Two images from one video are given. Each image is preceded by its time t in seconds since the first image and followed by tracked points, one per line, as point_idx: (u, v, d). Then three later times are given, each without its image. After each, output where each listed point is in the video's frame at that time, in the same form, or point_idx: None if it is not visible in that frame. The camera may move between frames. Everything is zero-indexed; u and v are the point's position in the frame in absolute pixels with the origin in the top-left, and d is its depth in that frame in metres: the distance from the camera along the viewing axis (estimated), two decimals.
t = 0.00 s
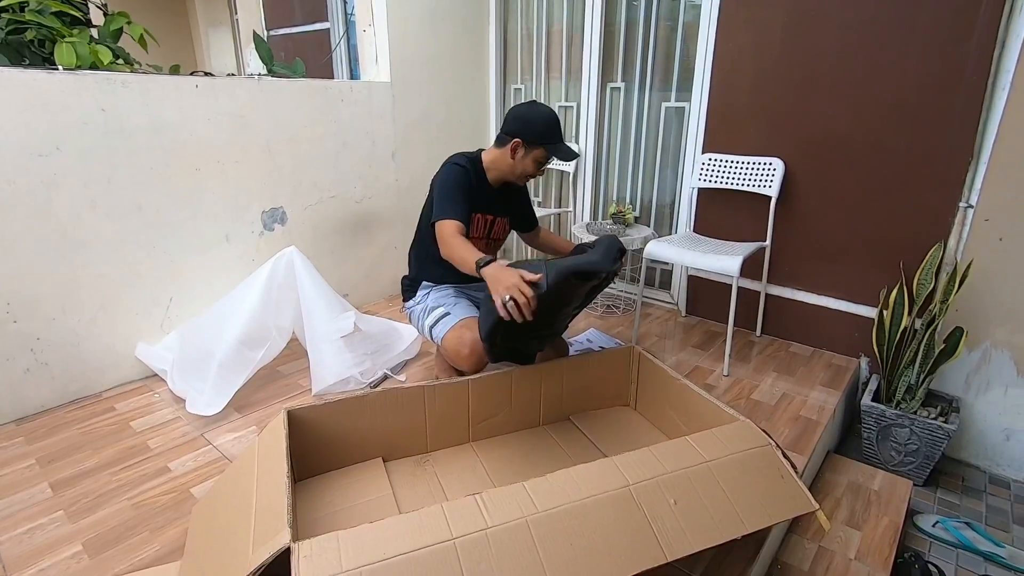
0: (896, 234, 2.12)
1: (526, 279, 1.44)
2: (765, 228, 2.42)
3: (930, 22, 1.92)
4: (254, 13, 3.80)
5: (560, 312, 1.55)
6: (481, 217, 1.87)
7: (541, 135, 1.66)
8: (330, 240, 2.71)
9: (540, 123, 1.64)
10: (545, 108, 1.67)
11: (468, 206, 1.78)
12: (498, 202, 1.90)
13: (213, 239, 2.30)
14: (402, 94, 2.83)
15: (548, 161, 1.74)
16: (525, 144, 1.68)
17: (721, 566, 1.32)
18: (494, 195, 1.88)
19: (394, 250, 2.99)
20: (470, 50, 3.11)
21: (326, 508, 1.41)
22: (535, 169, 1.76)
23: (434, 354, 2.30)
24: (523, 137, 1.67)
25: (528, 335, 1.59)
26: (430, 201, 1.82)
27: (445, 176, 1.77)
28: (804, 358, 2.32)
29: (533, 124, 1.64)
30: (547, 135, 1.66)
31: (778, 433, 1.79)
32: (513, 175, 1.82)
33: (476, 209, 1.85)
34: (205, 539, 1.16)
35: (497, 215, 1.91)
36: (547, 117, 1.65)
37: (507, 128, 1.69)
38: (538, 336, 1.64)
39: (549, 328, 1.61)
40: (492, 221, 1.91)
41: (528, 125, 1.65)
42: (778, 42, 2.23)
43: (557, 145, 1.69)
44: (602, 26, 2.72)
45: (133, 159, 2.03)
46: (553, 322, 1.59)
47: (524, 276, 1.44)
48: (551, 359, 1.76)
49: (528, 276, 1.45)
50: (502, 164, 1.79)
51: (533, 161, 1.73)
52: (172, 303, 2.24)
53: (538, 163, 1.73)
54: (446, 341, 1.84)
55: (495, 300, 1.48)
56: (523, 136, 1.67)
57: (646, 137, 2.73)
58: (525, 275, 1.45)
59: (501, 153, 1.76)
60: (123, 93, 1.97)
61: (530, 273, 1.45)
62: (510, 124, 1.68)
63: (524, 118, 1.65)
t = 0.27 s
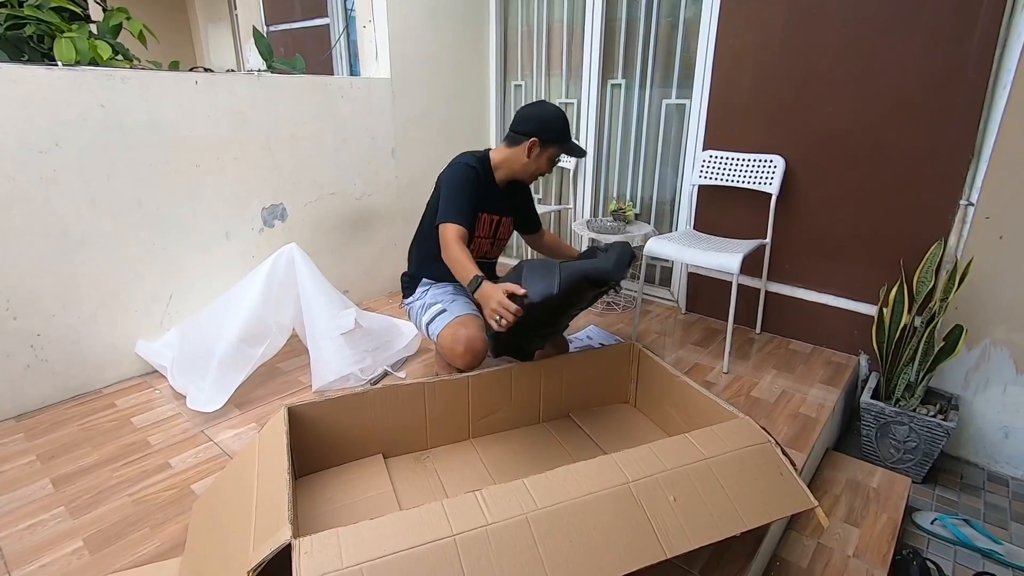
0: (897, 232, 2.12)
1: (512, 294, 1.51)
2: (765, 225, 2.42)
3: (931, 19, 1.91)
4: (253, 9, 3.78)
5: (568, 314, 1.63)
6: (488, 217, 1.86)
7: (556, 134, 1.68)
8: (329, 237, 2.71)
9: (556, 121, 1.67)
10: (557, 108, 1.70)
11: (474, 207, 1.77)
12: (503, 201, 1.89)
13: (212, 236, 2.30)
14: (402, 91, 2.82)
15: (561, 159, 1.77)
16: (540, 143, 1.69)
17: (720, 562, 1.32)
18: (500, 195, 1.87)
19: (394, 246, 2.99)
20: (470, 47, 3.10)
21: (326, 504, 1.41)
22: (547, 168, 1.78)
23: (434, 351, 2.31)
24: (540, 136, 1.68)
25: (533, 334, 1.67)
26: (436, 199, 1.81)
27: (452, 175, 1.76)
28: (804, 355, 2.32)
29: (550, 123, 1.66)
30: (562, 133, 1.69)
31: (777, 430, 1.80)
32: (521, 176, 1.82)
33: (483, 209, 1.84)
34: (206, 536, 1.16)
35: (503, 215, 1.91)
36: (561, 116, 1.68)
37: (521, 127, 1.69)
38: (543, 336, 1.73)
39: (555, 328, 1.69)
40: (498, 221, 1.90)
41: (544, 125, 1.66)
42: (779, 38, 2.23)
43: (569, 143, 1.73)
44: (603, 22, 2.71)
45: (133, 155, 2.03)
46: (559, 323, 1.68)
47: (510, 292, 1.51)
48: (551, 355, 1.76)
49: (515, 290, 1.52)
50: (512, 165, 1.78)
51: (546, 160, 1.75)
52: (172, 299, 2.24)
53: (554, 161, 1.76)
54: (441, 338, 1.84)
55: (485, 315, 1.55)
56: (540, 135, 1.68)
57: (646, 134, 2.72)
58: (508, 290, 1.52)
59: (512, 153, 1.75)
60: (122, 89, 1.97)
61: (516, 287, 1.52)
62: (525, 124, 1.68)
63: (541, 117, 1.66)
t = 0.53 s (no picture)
0: (899, 230, 2.12)
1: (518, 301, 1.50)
2: (766, 223, 2.41)
3: (934, 17, 1.91)
4: (253, 7, 3.78)
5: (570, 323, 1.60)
6: (500, 216, 1.87)
7: (569, 129, 1.69)
8: (330, 235, 2.71)
9: (569, 117, 1.68)
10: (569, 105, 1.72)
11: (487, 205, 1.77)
12: (515, 200, 1.90)
13: (213, 234, 2.30)
14: (403, 89, 2.82)
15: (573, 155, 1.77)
16: (552, 138, 1.69)
17: (722, 561, 1.33)
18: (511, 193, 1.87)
19: (395, 244, 2.99)
20: (471, 44, 3.09)
21: (328, 503, 1.41)
22: (559, 165, 1.77)
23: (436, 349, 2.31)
24: (552, 131, 1.68)
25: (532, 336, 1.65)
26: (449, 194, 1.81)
27: (466, 173, 1.75)
28: (805, 354, 2.32)
29: (564, 118, 1.67)
30: (575, 129, 1.70)
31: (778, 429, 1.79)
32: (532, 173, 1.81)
33: (495, 207, 1.84)
34: (207, 534, 1.17)
35: (513, 215, 1.92)
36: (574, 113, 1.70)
37: (533, 122, 1.69)
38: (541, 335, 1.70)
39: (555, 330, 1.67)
40: (508, 220, 1.91)
41: (557, 119, 1.67)
42: (781, 36, 2.22)
43: (582, 141, 1.74)
44: (604, 20, 2.71)
45: (134, 153, 2.03)
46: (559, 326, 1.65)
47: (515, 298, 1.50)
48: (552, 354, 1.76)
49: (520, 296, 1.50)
50: (523, 161, 1.78)
51: (558, 156, 1.74)
52: (174, 298, 2.24)
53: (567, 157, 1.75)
54: (441, 336, 1.85)
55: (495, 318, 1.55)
56: (552, 129, 1.68)
57: (648, 132, 2.72)
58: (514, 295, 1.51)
59: (523, 149, 1.75)
60: (123, 88, 1.96)
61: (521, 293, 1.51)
62: (538, 118, 1.68)
63: (554, 113, 1.67)
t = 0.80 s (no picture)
0: (902, 229, 2.11)
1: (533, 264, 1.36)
2: (768, 222, 2.41)
3: (937, 15, 1.90)
4: (254, 5, 3.78)
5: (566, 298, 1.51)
6: (499, 207, 1.87)
7: (563, 115, 1.64)
8: (332, 234, 2.71)
9: (562, 103, 1.63)
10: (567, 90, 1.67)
11: (484, 193, 1.76)
12: (515, 192, 1.90)
13: (215, 233, 2.29)
14: (404, 87, 2.81)
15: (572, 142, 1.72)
16: (545, 125, 1.66)
17: (724, 560, 1.32)
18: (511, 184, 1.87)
19: (396, 243, 2.98)
20: (473, 42, 3.09)
21: (330, 501, 1.41)
22: (557, 152, 1.73)
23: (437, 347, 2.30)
24: (544, 118, 1.65)
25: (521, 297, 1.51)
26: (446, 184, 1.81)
27: (463, 161, 1.76)
28: (807, 352, 2.32)
29: (557, 106, 1.63)
30: (570, 115, 1.64)
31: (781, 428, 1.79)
32: (530, 162, 1.80)
33: (495, 199, 1.84)
34: (209, 533, 1.16)
35: (515, 206, 1.91)
36: (570, 98, 1.64)
37: (527, 110, 1.67)
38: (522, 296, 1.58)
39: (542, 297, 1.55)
40: (510, 212, 1.91)
41: (549, 106, 1.63)
42: (783, 34, 2.21)
43: (580, 126, 1.67)
44: (606, 18, 2.70)
45: (135, 151, 2.03)
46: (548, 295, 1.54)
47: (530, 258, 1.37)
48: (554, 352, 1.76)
49: (539, 257, 1.37)
50: (521, 150, 1.77)
51: (554, 143, 1.70)
52: (175, 296, 2.24)
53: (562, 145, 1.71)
54: (445, 332, 1.85)
55: (500, 277, 1.43)
56: (544, 118, 1.65)
57: (649, 130, 2.72)
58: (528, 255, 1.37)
59: (520, 139, 1.74)
60: (124, 86, 1.96)
61: (538, 255, 1.37)
62: (532, 106, 1.66)
63: (546, 99, 1.63)
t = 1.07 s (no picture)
0: (904, 226, 2.11)
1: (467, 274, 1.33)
2: (770, 220, 2.40)
3: (939, 12, 1.90)
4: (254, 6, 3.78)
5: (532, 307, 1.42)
6: (486, 207, 1.83)
7: (530, 105, 1.58)
8: (332, 234, 2.71)
9: (530, 93, 1.57)
10: (539, 81, 1.60)
11: (460, 198, 1.74)
12: (501, 190, 1.86)
13: (215, 234, 2.29)
14: (405, 87, 2.81)
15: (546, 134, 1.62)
16: (515, 117, 1.62)
17: (728, 559, 1.32)
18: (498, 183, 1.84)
19: (397, 243, 2.98)
20: (473, 42, 3.09)
21: (332, 501, 1.41)
22: (532, 145, 1.66)
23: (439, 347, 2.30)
24: (512, 109, 1.61)
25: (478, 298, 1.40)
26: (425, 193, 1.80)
27: (440, 168, 1.74)
28: (809, 351, 2.31)
29: (523, 96, 1.57)
30: (538, 104, 1.58)
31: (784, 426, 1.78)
32: (510, 158, 1.75)
33: (480, 200, 1.81)
34: (211, 534, 1.16)
35: (503, 202, 1.88)
36: (539, 88, 1.58)
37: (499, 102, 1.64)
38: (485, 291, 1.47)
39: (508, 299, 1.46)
40: (499, 208, 1.88)
41: (516, 97, 1.58)
42: (784, 32, 2.21)
43: (550, 116, 1.60)
44: (606, 17, 2.70)
45: (136, 152, 2.03)
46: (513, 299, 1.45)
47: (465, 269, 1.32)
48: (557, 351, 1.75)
49: (475, 269, 1.32)
50: (500, 146, 1.73)
51: (526, 135, 1.64)
52: (176, 297, 2.24)
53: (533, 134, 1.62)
54: (457, 339, 1.85)
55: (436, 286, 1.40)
56: (513, 108, 1.60)
57: (650, 129, 2.71)
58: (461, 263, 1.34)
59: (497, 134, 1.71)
60: (124, 86, 1.96)
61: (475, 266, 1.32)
62: (501, 99, 1.62)
63: (515, 89, 1.58)
